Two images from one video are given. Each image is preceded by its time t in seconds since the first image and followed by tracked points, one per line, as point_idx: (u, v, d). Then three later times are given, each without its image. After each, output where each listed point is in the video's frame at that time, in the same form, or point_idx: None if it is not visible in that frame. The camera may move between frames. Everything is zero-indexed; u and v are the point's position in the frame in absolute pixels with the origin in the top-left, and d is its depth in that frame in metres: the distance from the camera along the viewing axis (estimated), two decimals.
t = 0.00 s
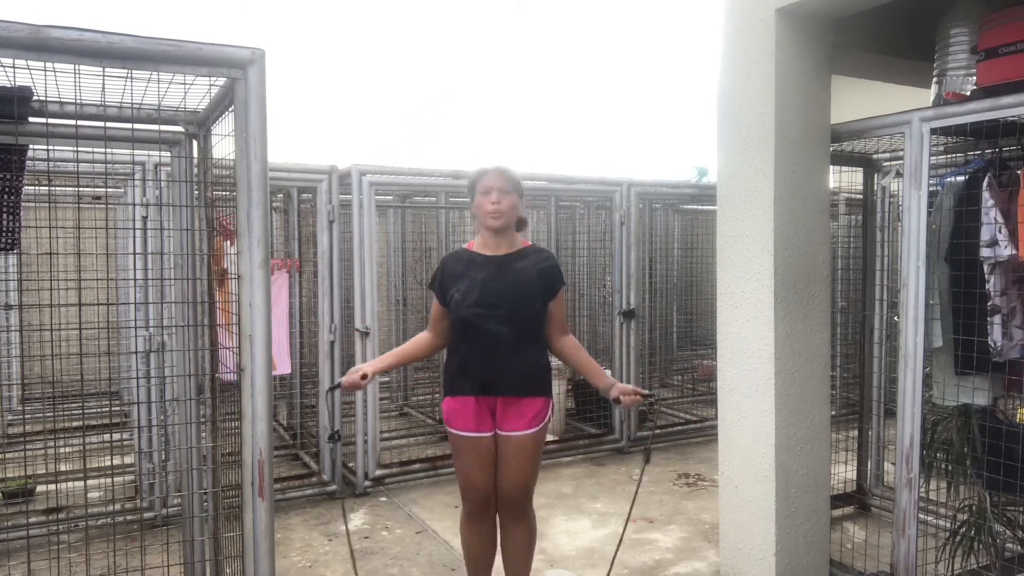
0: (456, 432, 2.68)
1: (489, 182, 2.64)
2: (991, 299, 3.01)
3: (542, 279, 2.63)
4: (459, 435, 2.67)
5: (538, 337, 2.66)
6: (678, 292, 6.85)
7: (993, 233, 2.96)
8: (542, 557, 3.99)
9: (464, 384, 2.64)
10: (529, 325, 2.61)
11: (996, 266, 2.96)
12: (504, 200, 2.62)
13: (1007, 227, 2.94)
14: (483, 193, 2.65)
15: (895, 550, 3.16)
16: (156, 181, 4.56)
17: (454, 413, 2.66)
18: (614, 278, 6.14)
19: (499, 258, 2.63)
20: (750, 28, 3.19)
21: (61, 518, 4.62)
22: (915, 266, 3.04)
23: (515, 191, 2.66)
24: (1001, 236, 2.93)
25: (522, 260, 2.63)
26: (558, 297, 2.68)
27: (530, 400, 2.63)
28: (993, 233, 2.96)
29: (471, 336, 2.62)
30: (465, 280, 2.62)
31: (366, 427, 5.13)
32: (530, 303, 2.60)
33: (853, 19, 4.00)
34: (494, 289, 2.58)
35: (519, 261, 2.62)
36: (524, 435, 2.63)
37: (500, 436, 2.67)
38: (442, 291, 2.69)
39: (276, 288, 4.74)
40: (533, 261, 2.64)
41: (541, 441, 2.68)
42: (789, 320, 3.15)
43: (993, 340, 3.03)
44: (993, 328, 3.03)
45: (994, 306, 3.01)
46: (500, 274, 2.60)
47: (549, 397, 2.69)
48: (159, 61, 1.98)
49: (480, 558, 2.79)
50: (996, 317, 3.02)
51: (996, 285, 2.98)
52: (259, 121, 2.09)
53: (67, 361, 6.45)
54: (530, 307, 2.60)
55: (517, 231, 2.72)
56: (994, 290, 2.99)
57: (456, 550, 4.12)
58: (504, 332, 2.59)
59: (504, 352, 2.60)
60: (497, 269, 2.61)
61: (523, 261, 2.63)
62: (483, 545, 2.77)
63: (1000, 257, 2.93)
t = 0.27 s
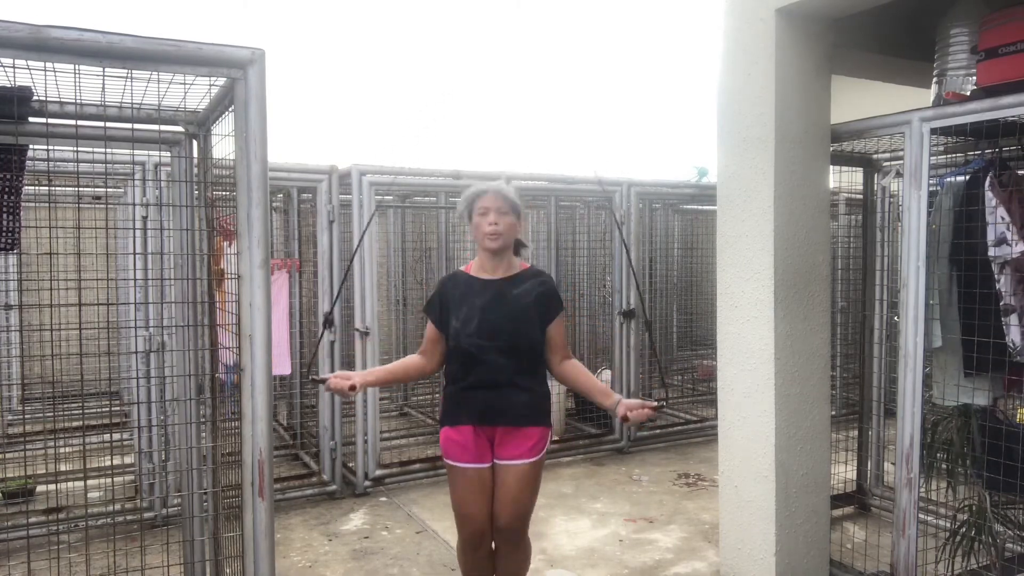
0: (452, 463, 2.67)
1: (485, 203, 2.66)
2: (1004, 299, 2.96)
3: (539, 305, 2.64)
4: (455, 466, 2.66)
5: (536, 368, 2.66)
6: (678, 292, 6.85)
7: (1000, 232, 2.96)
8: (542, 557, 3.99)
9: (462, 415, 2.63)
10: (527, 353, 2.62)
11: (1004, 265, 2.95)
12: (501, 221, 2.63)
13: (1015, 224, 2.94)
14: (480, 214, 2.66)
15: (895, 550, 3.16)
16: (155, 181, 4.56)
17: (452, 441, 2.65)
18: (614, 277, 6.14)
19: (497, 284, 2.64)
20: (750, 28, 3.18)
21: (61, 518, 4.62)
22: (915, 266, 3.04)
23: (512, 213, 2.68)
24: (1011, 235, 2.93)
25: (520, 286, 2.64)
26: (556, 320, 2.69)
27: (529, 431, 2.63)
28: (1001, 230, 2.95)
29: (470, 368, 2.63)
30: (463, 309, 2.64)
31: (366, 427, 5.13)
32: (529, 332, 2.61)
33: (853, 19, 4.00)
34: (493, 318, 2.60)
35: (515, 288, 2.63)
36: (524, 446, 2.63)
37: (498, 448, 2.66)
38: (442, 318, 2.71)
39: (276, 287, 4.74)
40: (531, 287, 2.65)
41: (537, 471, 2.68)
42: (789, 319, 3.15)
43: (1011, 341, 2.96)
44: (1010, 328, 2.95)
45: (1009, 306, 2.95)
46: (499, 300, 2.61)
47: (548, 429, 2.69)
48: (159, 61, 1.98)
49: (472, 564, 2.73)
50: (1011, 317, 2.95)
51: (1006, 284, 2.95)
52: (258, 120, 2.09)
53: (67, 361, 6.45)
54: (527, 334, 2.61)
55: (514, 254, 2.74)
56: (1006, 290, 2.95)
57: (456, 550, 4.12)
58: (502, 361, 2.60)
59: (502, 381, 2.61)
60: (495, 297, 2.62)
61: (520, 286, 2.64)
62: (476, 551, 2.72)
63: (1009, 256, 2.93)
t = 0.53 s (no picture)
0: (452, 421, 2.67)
1: (486, 170, 2.66)
2: (995, 300, 3.00)
3: (539, 268, 2.65)
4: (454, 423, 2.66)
5: (536, 326, 2.67)
6: (678, 292, 6.85)
7: (993, 233, 2.97)
8: (542, 557, 3.99)
9: (462, 370, 2.63)
10: (528, 312, 2.63)
11: (996, 266, 2.97)
12: (502, 187, 2.64)
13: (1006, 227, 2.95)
14: (481, 182, 2.67)
15: (895, 550, 3.16)
16: (156, 181, 4.56)
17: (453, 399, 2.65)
18: (614, 278, 6.14)
19: (498, 246, 2.65)
20: (750, 28, 3.18)
21: (61, 518, 4.62)
22: (915, 266, 3.04)
23: (512, 180, 2.68)
24: (1001, 236, 2.95)
25: (521, 248, 2.65)
26: (554, 287, 2.70)
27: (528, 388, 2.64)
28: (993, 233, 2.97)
29: (471, 324, 2.63)
30: (464, 268, 2.64)
31: (366, 427, 5.13)
32: (530, 290, 2.62)
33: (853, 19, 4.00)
34: (494, 276, 2.60)
35: (516, 250, 2.64)
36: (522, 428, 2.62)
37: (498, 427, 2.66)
38: (441, 279, 2.70)
39: (276, 287, 4.74)
40: (531, 249, 2.66)
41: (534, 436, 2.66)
42: (789, 320, 3.15)
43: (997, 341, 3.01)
44: (997, 327, 3.01)
45: (999, 306, 3.00)
46: (500, 261, 2.62)
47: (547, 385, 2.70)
48: (159, 61, 1.98)
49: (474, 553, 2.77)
50: (1000, 317, 3.00)
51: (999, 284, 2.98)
52: (258, 121, 2.09)
53: (67, 361, 6.45)
54: (527, 294, 2.62)
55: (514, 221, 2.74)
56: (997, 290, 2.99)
57: (456, 550, 4.12)
58: (503, 319, 2.60)
59: (503, 339, 2.61)
60: (495, 257, 2.63)
61: (521, 248, 2.65)
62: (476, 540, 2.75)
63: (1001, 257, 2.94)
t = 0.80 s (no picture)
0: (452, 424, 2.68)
1: (485, 173, 2.66)
2: (990, 300, 3.02)
3: (538, 270, 2.64)
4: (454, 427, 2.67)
5: (533, 327, 2.67)
6: (678, 292, 6.86)
7: (988, 233, 2.99)
8: (542, 557, 3.99)
9: (462, 373, 2.65)
10: (526, 313, 2.63)
11: (993, 266, 2.98)
12: (501, 191, 2.64)
13: (1004, 228, 2.96)
14: (480, 185, 2.67)
15: (895, 550, 3.16)
16: (156, 181, 4.56)
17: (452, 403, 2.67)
18: (614, 277, 6.14)
19: (495, 248, 2.64)
20: (750, 28, 3.18)
21: (61, 518, 4.62)
22: (915, 266, 3.04)
23: (511, 184, 2.68)
24: (997, 236, 2.96)
25: (520, 250, 2.64)
26: (552, 288, 2.70)
27: (527, 389, 2.64)
28: (990, 233, 2.99)
29: (470, 327, 2.63)
30: (462, 270, 2.64)
31: (366, 427, 5.13)
32: (528, 293, 2.62)
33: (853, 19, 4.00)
34: (492, 278, 2.59)
35: (515, 252, 2.63)
36: (521, 430, 2.63)
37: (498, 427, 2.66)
38: (440, 282, 2.70)
39: (277, 288, 4.75)
40: (530, 252, 2.65)
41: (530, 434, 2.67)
42: (789, 320, 3.15)
43: (991, 341, 3.04)
44: (993, 328, 3.02)
45: (994, 306, 3.01)
46: (499, 262, 2.62)
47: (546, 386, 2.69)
48: (159, 61, 1.98)
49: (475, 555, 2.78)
50: (995, 317, 3.02)
51: (994, 285, 2.99)
52: (258, 121, 2.09)
53: (67, 361, 6.45)
54: (526, 297, 2.61)
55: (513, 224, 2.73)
56: (991, 291, 3.00)
57: (456, 550, 4.12)
58: (502, 321, 2.60)
59: (502, 341, 2.61)
60: (494, 259, 2.62)
61: (520, 251, 2.64)
62: (477, 544, 2.76)
63: (996, 257, 2.96)
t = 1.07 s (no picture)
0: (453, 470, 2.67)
1: (483, 206, 2.68)
2: (988, 299, 3.01)
3: (536, 307, 2.64)
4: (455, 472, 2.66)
5: (533, 368, 2.66)
6: (678, 292, 6.85)
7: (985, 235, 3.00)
8: (542, 557, 3.99)
9: (461, 421, 2.63)
10: (526, 357, 2.62)
11: (992, 266, 2.98)
12: (499, 225, 2.65)
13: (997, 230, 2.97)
14: (477, 218, 2.68)
15: (895, 550, 3.16)
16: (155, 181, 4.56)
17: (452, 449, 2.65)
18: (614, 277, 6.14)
19: (494, 288, 2.63)
20: (750, 28, 3.18)
21: (61, 518, 4.62)
22: (915, 266, 3.04)
23: (509, 218, 2.70)
24: (992, 238, 2.98)
25: (516, 288, 2.64)
26: (551, 324, 2.68)
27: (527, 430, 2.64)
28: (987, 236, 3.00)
29: (470, 370, 2.63)
30: (460, 313, 2.63)
31: (366, 427, 5.13)
32: (528, 334, 2.61)
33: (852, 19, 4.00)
34: (491, 321, 2.59)
35: (513, 291, 2.63)
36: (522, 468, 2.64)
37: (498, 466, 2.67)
38: (439, 321, 2.69)
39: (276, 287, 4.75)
40: (527, 289, 2.65)
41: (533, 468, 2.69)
42: (789, 320, 3.15)
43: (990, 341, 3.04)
44: (992, 328, 3.03)
45: (993, 306, 3.00)
46: (495, 305, 2.60)
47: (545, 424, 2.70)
48: (159, 61, 1.99)
49: None
50: (994, 317, 3.02)
51: (992, 284, 2.98)
52: (258, 120, 2.09)
53: (67, 361, 6.45)
54: (525, 338, 2.61)
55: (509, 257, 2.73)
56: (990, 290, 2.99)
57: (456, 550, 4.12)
58: (501, 366, 2.60)
59: (502, 385, 2.61)
60: (492, 300, 2.61)
61: (518, 290, 2.64)
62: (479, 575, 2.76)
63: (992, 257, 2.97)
